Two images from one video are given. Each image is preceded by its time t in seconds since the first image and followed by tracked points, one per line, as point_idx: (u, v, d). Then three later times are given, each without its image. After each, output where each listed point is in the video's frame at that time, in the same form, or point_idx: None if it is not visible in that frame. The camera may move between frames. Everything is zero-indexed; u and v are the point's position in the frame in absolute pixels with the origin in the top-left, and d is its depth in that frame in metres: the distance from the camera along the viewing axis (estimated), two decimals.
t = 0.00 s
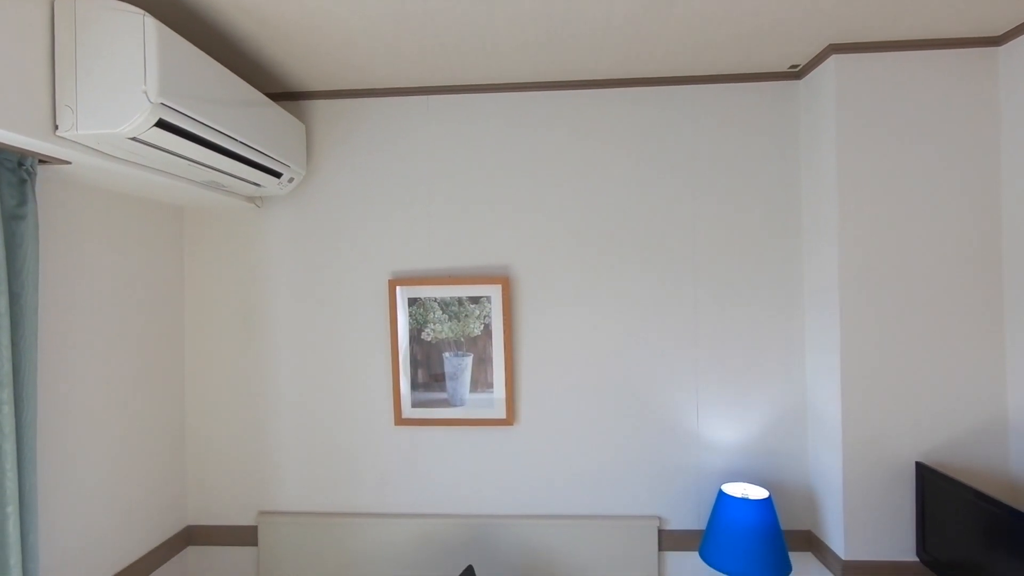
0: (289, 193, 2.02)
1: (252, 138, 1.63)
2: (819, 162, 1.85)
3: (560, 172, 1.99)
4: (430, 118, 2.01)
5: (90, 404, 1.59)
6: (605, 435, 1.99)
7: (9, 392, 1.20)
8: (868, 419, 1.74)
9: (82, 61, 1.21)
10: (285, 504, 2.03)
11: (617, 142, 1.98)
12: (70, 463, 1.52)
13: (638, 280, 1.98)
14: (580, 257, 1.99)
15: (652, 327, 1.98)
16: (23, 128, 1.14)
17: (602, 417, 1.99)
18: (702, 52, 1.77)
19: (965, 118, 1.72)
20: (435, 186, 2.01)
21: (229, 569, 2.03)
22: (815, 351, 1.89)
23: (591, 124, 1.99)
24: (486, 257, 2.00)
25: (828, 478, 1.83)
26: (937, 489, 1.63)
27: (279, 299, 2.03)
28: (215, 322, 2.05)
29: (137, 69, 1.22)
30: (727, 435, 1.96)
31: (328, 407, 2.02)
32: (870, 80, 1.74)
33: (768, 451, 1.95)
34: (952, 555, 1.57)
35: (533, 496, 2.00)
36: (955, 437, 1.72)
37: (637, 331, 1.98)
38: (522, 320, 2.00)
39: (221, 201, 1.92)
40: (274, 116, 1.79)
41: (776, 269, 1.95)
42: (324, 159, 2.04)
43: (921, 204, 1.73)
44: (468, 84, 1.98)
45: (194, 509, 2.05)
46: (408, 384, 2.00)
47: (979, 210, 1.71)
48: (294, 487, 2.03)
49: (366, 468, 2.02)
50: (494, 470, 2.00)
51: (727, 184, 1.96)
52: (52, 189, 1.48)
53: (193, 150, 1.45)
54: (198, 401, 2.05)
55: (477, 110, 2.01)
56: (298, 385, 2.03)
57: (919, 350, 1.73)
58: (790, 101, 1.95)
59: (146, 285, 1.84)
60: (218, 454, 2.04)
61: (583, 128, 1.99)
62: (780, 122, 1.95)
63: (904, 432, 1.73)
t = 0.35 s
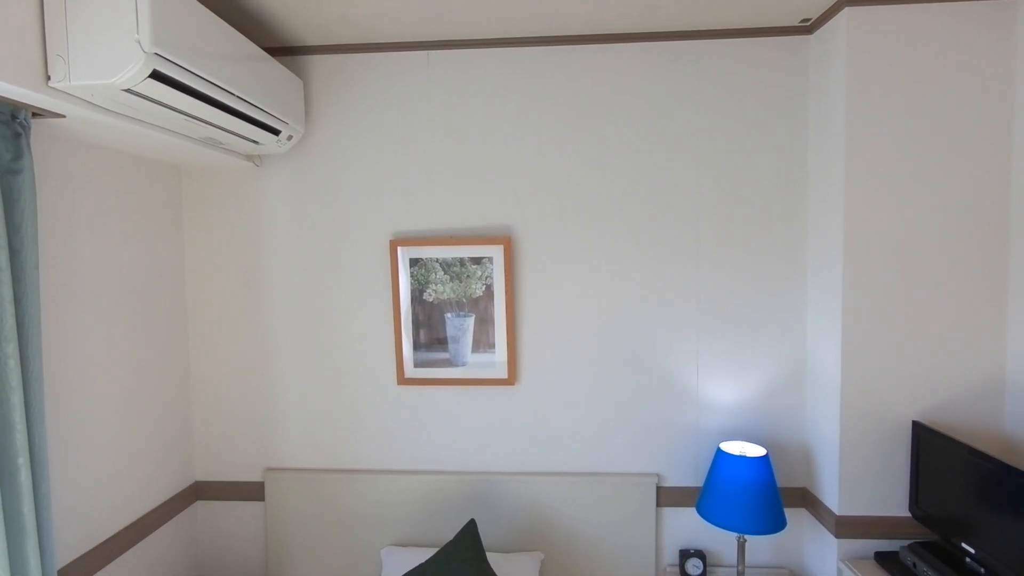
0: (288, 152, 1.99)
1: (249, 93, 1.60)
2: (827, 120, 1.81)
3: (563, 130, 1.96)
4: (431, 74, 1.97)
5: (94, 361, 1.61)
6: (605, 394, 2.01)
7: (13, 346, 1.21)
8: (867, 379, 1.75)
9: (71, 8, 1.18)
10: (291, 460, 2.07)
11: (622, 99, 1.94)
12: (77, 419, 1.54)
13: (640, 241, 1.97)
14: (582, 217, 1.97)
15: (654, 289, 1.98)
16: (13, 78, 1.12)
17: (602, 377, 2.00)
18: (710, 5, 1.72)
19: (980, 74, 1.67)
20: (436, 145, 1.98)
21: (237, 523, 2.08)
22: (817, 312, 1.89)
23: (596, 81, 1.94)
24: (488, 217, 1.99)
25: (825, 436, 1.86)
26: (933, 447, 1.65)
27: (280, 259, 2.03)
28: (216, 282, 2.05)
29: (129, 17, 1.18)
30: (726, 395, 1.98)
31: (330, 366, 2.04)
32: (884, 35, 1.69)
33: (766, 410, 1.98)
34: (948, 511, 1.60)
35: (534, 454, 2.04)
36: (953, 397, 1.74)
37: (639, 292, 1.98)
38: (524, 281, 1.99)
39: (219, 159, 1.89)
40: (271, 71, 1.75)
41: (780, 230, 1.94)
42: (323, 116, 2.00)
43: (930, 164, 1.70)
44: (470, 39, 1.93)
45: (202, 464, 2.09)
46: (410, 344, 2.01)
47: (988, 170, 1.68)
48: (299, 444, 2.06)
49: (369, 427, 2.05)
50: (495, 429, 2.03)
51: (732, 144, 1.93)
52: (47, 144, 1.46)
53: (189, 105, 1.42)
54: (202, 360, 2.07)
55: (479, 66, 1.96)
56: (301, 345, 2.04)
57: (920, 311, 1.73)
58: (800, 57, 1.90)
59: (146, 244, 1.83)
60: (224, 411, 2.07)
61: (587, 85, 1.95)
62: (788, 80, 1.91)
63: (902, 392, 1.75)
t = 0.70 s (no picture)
0: (285, 106, 1.95)
1: (244, 43, 1.56)
2: (836, 74, 1.77)
3: (566, 85, 1.92)
4: (430, 25, 1.91)
5: (97, 317, 1.61)
6: (605, 352, 2.02)
7: (16, 298, 1.21)
8: (866, 337, 1.76)
9: None
10: (295, 416, 2.10)
11: (627, 52, 1.89)
12: (83, 372, 1.56)
13: (642, 199, 1.95)
14: (585, 174, 1.95)
15: (656, 247, 1.97)
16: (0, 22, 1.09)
17: (602, 335, 2.01)
18: None
19: (997, 25, 1.62)
20: (436, 99, 1.94)
21: (244, 477, 2.13)
22: (819, 270, 1.89)
23: (600, 33, 1.89)
24: (489, 174, 1.97)
25: (822, 393, 1.88)
26: (930, 403, 1.67)
27: (280, 217, 2.01)
28: (217, 239, 2.04)
29: None
30: (725, 353, 2.00)
31: (332, 324, 2.05)
32: None
33: (765, 368, 2.00)
34: (940, 464, 1.63)
35: (534, 410, 2.07)
36: (951, 355, 1.75)
37: (641, 250, 1.97)
38: (525, 239, 1.98)
39: (215, 113, 1.86)
40: (266, 20, 1.70)
41: (784, 188, 1.92)
42: (320, 69, 1.95)
43: (941, 118, 1.67)
44: None
45: (208, 420, 2.12)
46: (411, 302, 2.01)
47: (999, 125, 1.65)
48: (303, 400, 2.09)
49: (372, 383, 2.07)
50: (496, 386, 2.06)
51: (739, 99, 1.89)
52: (39, 94, 1.43)
53: (183, 54, 1.39)
54: (204, 317, 2.08)
55: (480, 17, 1.90)
56: (303, 303, 2.05)
57: (922, 269, 1.72)
58: (812, 7, 1.84)
59: (143, 200, 1.82)
60: (228, 368, 2.10)
61: (591, 38, 1.89)
62: (798, 31, 1.85)
63: (900, 349, 1.76)
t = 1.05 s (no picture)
0: (279, 53, 1.90)
1: None
2: (849, 18, 1.71)
3: (569, 30, 1.86)
4: None
5: (97, 268, 1.61)
6: (606, 306, 2.03)
7: (14, 246, 1.20)
8: (867, 290, 1.76)
9: None
10: (298, 369, 2.12)
11: None
12: (87, 323, 1.56)
13: (646, 150, 1.92)
14: (587, 125, 1.91)
15: (658, 201, 1.95)
16: None
17: (603, 289, 2.01)
18: None
19: None
20: (434, 46, 1.88)
21: (249, 428, 2.17)
22: (822, 224, 1.87)
23: None
24: (489, 125, 1.93)
25: (821, 346, 1.89)
26: (927, 356, 1.69)
27: (278, 169, 1.99)
28: (214, 192, 2.02)
29: None
30: (725, 307, 2.00)
31: (333, 278, 2.05)
32: None
33: (764, 322, 2.00)
34: (934, 415, 1.66)
35: (534, 364, 2.09)
36: (951, 308, 1.75)
37: (643, 203, 1.95)
38: (526, 192, 1.96)
39: (208, 61, 1.81)
40: None
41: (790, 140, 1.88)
42: (315, 14, 1.89)
43: (954, 65, 1.62)
44: None
45: (212, 373, 2.15)
46: (412, 256, 2.00)
47: (1014, 72, 1.61)
48: (305, 354, 2.11)
49: (373, 337, 2.09)
50: (497, 340, 2.07)
51: (747, 46, 1.83)
52: (24, 37, 1.39)
53: None
54: (204, 271, 2.07)
55: None
56: (303, 257, 2.04)
57: (927, 222, 1.71)
58: None
59: (138, 151, 1.79)
60: (230, 322, 2.10)
61: None
62: None
63: (901, 303, 1.77)
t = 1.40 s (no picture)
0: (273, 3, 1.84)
1: None
2: None
3: None
4: None
5: (96, 225, 1.60)
6: (607, 265, 2.02)
7: (11, 200, 1.19)
8: (871, 248, 1.75)
9: None
10: (301, 328, 2.13)
11: None
12: (88, 279, 1.56)
13: (650, 105, 1.88)
14: (591, 79, 1.86)
15: (663, 158, 1.92)
16: None
17: (605, 248, 2.00)
18: None
19: None
20: None
21: (254, 385, 2.19)
22: (828, 181, 1.85)
23: None
24: (490, 79, 1.88)
25: (822, 305, 1.90)
26: (928, 314, 1.69)
27: (275, 125, 1.95)
28: (211, 148, 1.99)
29: None
30: (727, 266, 2.00)
31: (333, 236, 2.04)
32: None
33: (766, 281, 2.00)
34: (933, 372, 1.68)
35: (536, 323, 2.09)
36: (954, 266, 1.75)
37: (647, 160, 1.92)
38: (528, 149, 1.93)
39: (200, 10, 1.75)
40: None
41: (798, 95, 1.84)
42: None
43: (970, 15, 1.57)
44: None
45: (215, 332, 2.16)
46: (413, 214, 1.99)
47: None
48: (307, 312, 2.12)
49: (375, 295, 2.09)
50: (498, 298, 2.07)
51: None
52: None
53: None
54: (204, 230, 2.06)
55: None
56: (303, 214, 2.02)
57: (935, 178, 1.69)
58: None
59: (132, 105, 1.75)
60: (231, 280, 2.11)
61: None
62: None
63: (904, 260, 1.76)
